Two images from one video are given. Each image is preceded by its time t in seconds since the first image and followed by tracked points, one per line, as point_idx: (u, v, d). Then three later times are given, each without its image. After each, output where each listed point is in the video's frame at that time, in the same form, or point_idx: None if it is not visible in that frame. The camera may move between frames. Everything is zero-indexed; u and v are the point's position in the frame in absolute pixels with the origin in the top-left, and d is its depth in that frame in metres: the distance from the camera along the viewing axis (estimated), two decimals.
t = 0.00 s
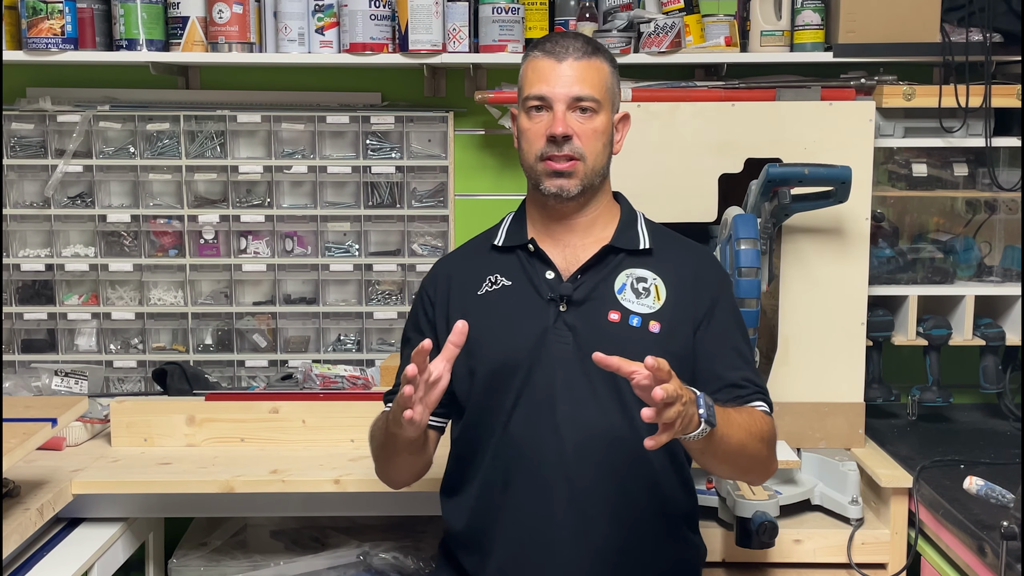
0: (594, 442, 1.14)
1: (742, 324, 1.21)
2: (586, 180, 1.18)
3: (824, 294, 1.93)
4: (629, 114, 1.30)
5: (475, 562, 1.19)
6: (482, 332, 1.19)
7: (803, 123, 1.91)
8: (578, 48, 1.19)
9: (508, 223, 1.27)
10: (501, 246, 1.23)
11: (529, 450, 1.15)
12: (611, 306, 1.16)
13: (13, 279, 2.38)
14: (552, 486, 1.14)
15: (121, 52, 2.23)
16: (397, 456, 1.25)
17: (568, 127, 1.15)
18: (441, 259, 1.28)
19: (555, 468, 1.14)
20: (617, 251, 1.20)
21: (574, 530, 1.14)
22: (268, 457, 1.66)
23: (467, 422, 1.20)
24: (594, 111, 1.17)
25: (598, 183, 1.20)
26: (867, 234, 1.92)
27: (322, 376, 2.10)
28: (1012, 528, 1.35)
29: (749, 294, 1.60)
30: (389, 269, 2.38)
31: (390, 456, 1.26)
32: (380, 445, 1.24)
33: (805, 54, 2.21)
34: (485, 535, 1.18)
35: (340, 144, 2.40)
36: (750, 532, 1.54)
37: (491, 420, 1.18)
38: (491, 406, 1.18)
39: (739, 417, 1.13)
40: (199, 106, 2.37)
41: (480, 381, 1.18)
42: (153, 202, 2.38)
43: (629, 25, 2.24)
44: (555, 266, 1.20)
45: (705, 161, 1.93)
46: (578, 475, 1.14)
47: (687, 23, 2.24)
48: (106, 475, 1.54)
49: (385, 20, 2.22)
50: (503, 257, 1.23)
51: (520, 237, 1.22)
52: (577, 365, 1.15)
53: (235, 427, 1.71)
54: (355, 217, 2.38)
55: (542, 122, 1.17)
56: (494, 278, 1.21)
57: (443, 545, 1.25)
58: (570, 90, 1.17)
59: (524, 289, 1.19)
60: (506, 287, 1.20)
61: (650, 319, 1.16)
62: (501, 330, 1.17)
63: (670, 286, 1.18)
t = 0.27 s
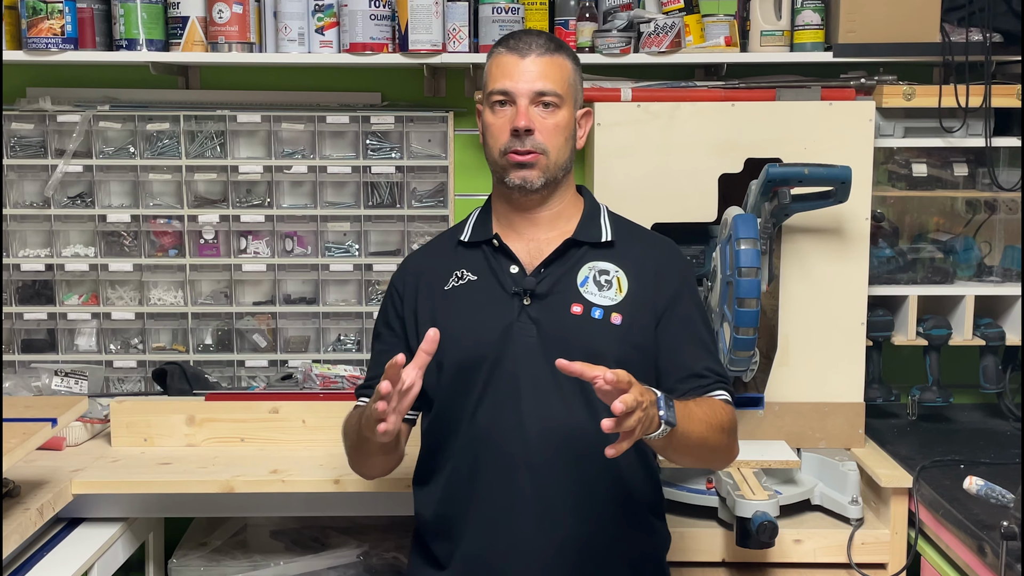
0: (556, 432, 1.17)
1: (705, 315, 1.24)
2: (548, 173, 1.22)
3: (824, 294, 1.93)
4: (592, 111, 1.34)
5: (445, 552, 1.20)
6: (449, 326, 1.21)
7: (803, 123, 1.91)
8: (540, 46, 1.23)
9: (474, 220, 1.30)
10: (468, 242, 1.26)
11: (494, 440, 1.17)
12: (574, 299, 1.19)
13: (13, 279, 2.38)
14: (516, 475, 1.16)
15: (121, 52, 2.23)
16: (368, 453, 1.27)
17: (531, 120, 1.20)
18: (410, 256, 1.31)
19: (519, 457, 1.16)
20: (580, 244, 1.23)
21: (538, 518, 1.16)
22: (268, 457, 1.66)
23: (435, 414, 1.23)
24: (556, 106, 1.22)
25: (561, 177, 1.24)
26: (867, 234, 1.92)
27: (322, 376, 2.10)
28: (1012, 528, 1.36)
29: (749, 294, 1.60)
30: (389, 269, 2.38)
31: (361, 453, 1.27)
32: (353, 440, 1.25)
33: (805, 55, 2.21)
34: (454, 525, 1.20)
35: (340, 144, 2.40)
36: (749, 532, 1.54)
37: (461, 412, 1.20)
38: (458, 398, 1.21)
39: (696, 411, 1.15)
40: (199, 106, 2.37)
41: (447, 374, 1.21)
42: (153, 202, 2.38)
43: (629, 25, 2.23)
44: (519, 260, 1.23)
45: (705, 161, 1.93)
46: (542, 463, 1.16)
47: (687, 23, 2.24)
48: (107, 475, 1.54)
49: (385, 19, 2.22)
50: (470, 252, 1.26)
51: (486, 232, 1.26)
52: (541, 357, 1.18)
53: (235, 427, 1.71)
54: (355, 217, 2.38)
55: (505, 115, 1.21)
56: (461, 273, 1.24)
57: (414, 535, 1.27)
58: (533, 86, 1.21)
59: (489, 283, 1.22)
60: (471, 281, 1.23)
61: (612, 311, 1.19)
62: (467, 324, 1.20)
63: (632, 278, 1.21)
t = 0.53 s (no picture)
0: (526, 424, 1.22)
1: (673, 311, 1.28)
2: (515, 174, 1.27)
3: (824, 294, 1.93)
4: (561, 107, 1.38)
5: (422, 538, 1.26)
6: (424, 323, 1.27)
7: (803, 123, 1.91)
8: (504, 47, 1.27)
9: (449, 218, 1.35)
10: (442, 241, 1.32)
11: (466, 433, 1.23)
12: (544, 297, 1.24)
13: (13, 279, 2.38)
14: (487, 466, 1.22)
15: (121, 52, 2.23)
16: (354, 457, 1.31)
17: (495, 123, 1.24)
18: (390, 254, 1.37)
19: (490, 448, 1.22)
20: (550, 243, 1.27)
21: (508, 506, 1.22)
22: (268, 457, 1.66)
23: (413, 406, 1.29)
24: (521, 108, 1.26)
25: (529, 176, 1.29)
26: (868, 234, 1.92)
27: (323, 376, 2.10)
28: (1012, 528, 1.36)
29: (749, 294, 1.60)
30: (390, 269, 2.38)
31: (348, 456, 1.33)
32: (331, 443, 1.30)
33: (805, 55, 2.21)
34: (430, 513, 1.26)
35: (340, 144, 2.40)
36: (749, 532, 1.54)
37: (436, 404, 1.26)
38: (434, 392, 1.27)
39: (652, 416, 1.17)
40: (199, 106, 2.37)
41: (423, 368, 1.27)
42: (152, 202, 2.38)
43: (629, 25, 2.23)
44: (491, 259, 1.28)
45: (705, 161, 1.93)
46: (511, 454, 1.22)
47: (687, 23, 2.24)
48: (107, 475, 1.54)
49: (385, 19, 2.22)
50: (445, 251, 1.31)
51: (459, 231, 1.31)
52: (511, 353, 1.23)
53: (235, 427, 1.71)
54: (355, 217, 2.38)
55: (472, 118, 1.26)
56: (436, 272, 1.29)
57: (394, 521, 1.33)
58: (497, 89, 1.25)
59: (462, 282, 1.27)
60: (445, 280, 1.28)
61: (580, 308, 1.24)
62: (440, 321, 1.26)
63: (600, 276, 1.25)
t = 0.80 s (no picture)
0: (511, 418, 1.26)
1: (655, 305, 1.31)
2: (501, 177, 1.30)
3: (823, 294, 1.93)
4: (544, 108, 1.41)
5: (411, 532, 1.30)
6: (413, 321, 1.30)
7: (802, 123, 1.91)
8: (487, 53, 1.29)
9: (435, 219, 1.38)
10: (429, 240, 1.35)
11: (454, 427, 1.27)
12: (529, 294, 1.27)
13: (13, 279, 2.38)
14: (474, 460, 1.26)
15: (121, 52, 2.23)
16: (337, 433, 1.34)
17: (480, 129, 1.27)
18: (378, 254, 1.40)
19: (477, 442, 1.26)
20: (535, 241, 1.31)
21: (494, 498, 1.26)
22: (269, 457, 1.66)
23: (401, 402, 1.32)
24: (505, 112, 1.29)
25: (514, 178, 1.32)
26: (868, 234, 1.92)
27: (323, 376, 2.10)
28: (1012, 528, 1.36)
29: (749, 294, 1.60)
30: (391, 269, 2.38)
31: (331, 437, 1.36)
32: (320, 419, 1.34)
33: (805, 55, 2.21)
34: (419, 507, 1.29)
35: (340, 143, 2.40)
36: (749, 532, 1.54)
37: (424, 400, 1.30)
38: (422, 388, 1.30)
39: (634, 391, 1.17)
40: (199, 106, 2.37)
41: (411, 366, 1.30)
42: (152, 202, 2.38)
43: (629, 25, 2.23)
44: (478, 258, 1.32)
45: (705, 161, 1.93)
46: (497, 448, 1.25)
47: (687, 23, 2.24)
48: (107, 475, 1.54)
49: (385, 20, 2.22)
50: (432, 250, 1.34)
51: (446, 232, 1.34)
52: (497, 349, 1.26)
53: (235, 427, 1.71)
54: (355, 217, 2.38)
55: (457, 123, 1.29)
56: (424, 271, 1.33)
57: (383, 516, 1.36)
58: (481, 94, 1.28)
59: (450, 281, 1.31)
60: (433, 279, 1.31)
61: (564, 305, 1.27)
62: (428, 319, 1.29)
63: (584, 273, 1.29)
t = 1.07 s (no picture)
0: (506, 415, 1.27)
1: (645, 302, 1.32)
2: (497, 179, 1.30)
3: (823, 294, 1.93)
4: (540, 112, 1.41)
5: (407, 529, 1.30)
6: (408, 320, 1.30)
7: (802, 123, 1.91)
8: (487, 56, 1.30)
9: (430, 218, 1.38)
10: (424, 239, 1.35)
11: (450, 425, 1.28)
12: (523, 292, 1.28)
13: (13, 279, 2.38)
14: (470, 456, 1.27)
15: (121, 52, 2.23)
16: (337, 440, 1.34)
17: (478, 131, 1.27)
18: (372, 253, 1.40)
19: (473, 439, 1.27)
20: (528, 239, 1.31)
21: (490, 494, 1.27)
22: (269, 457, 1.66)
23: (396, 400, 1.32)
24: (503, 115, 1.29)
25: (509, 180, 1.32)
26: (868, 234, 1.92)
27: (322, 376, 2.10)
28: (1012, 528, 1.36)
29: (749, 294, 1.60)
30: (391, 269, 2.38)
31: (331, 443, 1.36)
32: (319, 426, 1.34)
33: (805, 54, 2.21)
34: (415, 505, 1.30)
35: (340, 143, 2.40)
36: (749, 532, 1.54)
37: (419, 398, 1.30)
38: (417, 386, 1.30)
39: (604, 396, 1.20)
40: (199, 106, 2.37)
41: (407, 364, 1.30)
42: (153, 202, 2.38)
43: (629, 25, 2.23)
44: (472, 256, 1.32)
45: (705, 161, 1.93)
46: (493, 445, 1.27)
47: (687, 23, 2.23)
48: (107, 475, 1.54)
49: (385, 19, 2.22)
50: (426, 249, 1.35)
51: (441, 230, 1.34)
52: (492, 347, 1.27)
53: (235, 427, 1.71)
54: (356, 217, 2.38)
55: (455, 125, 1.29)
56: (418, 270, 1.33)
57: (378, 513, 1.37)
58: (480, 97, 1.28)
59: (445, 279, 1.31)
60: (428, 277, 1.31)
61: (558, 303, 1.28)
62: (423, 317, 1.29)
63: (577, 272, 1.30)
